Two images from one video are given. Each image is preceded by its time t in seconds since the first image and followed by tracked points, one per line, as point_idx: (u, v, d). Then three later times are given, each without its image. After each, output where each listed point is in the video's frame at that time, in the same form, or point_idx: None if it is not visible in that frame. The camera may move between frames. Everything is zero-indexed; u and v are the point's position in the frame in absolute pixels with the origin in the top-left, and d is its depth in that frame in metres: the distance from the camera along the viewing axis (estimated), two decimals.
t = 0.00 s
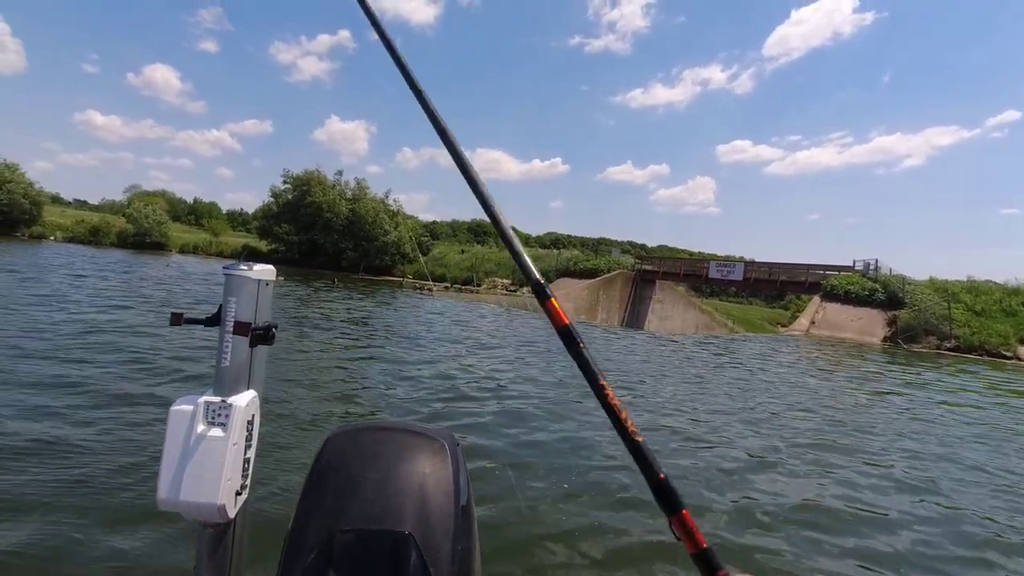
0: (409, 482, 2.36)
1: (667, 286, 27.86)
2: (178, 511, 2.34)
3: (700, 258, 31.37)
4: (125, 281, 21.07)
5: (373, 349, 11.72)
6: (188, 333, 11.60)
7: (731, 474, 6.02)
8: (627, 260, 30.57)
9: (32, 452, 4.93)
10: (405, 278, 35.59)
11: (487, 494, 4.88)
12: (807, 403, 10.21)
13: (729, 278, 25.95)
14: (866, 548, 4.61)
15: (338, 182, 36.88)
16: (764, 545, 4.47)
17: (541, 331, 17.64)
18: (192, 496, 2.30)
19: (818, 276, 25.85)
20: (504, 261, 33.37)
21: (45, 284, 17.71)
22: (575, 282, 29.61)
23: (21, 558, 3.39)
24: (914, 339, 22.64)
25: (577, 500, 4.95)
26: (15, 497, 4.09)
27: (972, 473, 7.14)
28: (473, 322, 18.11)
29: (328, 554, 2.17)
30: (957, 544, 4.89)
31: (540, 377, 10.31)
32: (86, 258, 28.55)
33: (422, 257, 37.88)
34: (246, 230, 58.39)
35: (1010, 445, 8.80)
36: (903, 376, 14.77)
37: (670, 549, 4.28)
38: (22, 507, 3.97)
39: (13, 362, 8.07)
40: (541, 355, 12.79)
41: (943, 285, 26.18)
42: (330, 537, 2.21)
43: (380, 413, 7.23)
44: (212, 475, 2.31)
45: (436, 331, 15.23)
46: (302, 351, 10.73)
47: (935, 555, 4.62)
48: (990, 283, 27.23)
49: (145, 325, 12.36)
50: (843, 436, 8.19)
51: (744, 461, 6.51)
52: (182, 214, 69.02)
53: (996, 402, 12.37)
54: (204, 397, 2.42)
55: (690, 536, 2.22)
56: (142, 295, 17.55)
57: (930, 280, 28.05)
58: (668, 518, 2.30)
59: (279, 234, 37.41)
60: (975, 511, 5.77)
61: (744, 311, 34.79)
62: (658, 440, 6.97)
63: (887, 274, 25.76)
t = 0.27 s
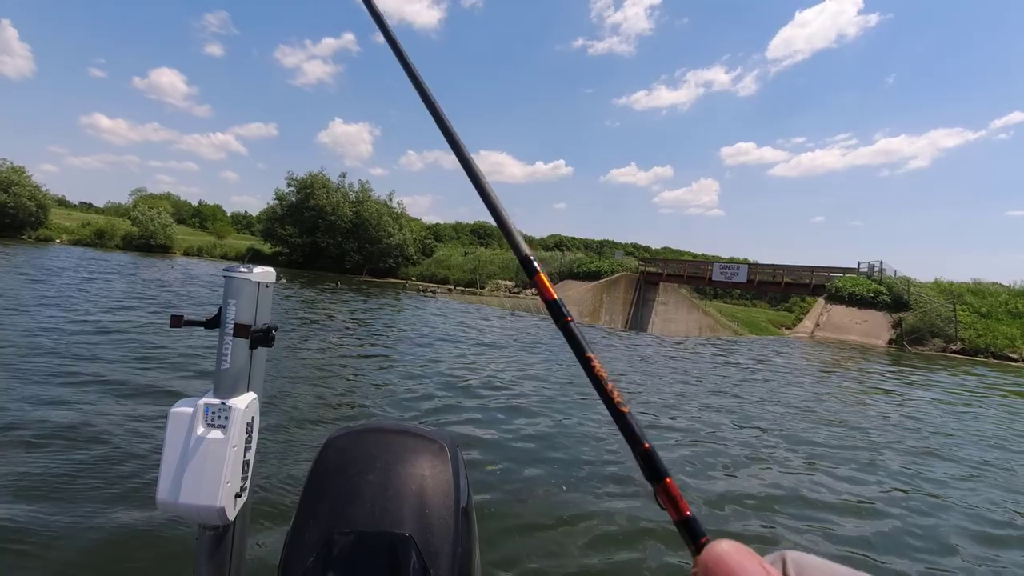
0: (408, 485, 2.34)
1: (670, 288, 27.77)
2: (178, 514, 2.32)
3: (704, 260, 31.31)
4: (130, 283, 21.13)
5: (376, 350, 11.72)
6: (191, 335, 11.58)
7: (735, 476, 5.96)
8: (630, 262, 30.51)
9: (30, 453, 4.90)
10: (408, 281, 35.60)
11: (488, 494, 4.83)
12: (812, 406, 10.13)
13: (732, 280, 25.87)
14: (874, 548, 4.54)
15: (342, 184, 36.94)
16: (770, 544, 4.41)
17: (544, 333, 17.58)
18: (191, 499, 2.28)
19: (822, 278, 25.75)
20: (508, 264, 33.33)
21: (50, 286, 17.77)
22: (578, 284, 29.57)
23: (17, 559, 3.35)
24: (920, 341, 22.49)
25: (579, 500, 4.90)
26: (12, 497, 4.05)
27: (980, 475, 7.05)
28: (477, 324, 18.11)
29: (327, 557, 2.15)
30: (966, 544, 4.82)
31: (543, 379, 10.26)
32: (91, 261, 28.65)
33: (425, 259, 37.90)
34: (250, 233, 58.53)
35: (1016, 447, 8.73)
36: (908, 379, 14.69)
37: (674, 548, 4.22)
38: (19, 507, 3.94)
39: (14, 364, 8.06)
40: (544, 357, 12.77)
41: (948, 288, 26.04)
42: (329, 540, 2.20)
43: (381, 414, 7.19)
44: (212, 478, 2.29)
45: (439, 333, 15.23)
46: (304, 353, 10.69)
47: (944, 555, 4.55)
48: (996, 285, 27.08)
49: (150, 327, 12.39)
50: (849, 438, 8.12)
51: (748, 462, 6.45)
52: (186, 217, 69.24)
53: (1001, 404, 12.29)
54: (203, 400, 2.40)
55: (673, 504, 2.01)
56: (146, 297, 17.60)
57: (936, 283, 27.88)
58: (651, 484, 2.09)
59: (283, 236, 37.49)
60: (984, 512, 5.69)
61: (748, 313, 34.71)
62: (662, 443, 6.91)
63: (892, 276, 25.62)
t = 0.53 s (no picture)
0: (409, 486, 2.34)
1: (675, 290, 27.71)
2: (179, 514, 2.32)
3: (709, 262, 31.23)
4: (136, 285, 21.21)
5: (380, 352, 11.72)
6: (196, 338, 11.60)
7: (740, 480, 5.93)
8: (635, 264, 30.45)
9: (33, 456, 4.90)
10: (412, 282, 35.62)
11: (492, 498, 4.81)
12: (818, 409, 10.08)
13: (738, 281, 25.79)
14: (879, 555, 4.51)
15: (347, 187, 36.99)
16: (774, 552, 4.38)
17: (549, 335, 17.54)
18: (192, 500, 2.28)
19: (828, 279, 25.63)
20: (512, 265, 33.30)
21: (56, 288, 17.85)
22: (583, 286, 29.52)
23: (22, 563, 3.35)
24: (926, 343, 22.35)
25: (583, 505, 4.87)
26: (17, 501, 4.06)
27: (988, 479, 7.00)
28: (481, 326, 18.11)
29: (326, 557, 2.14)
30: (974, 550, 4.78)
31: (548, 381, 10.23)
32: (97, 263, 28.78)
33: (430, 261, 37.93)
34: (256, 235, 58.68)
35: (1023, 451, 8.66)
36: (915, 381, 14.60)
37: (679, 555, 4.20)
38: (23, 511, 3.95)
39: (20, 367, 8.09)
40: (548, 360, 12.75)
41: (955, 289, 25.88)
42: (329, 541, 2.19)
43: (385, 418, 7.17)
44: (212, 479, 2.29)
45: (443, 335, 15.23)
46: (308, 355, 10.69)
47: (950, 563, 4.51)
48: (1004, 287, 26.90)
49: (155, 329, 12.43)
50: (855, 442, 8.06)
51: (753, 467, 6.41)
52: (193, 219, 69.50)
53: (1009, 407, 12.19)
54: (204, 401, 2.41)
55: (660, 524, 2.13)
56: (152, 299, 17.66)
57: (943, 284, 27.72)
58: (643, 513, 2.26)
59: (288, 238, 37.60)
60: (991, 517, 5.64)
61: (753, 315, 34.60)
62: (665, 446, 6.88)
63: (899, 278, 25.48)
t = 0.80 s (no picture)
0: (409, 485, 2.33)
1: (679, 290, 27.65)
2: (178, 513, 2.31)
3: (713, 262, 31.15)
4: (141, 285, 21.30)
5: (383, 352, 11.73)
6: (200, 337, 11.61)
7: (745, 481, 5.89)
8: (639, 265, 30.38)
9: (35, 451, 4.90)
10: (416, 283, 35.65)
11: (494, 497, 4.79)
12: (823, 410, 10.02)
13: (742, 282, 25.72)
14: (886, 558, 4.47)
15: (351, 187, 37.05)
16: (780, 553, 4.34)
17: (552, 336, 17.50)
18: (191, 498, 2.27)
19: (833, 280, 25.51)
20: (516, 266, 33.28)
21: (62, 288, 17.93)
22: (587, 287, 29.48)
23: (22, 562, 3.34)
24: (932, 344, 22.22)
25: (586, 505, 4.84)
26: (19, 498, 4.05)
27: (995, 480, 6.94)
28: (485, 327, 18.11)
29: (326, 556, 2.13)
30: (981, 550, 4.73)
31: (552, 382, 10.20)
32: (103, 263, 28.89)
33: (434, 262, 37.95)
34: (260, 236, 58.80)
35: None
36: (921, 383, 14.51)
37: (682, 556, 4.17)
38: (24, 505, 3.95)
39: (24, 365, 8.10)
40: (551, 360, 12.74)
41: (961, 290, 25.71)
42: (329, 540, 2.18)
43: (388, 417, 7.16)
44: (212, 478, 2.28)
45: (447, 335, 15.24)
46: (311, 354, 10.69)
47: (958, 565, 4.47)
48: (1011, 288, 26.71)
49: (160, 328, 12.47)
50: (861, 443, 8.01)
51: (758, 467, 6.37)
52: (198, 220, 69.74)
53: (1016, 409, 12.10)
54: (204, 400, 2.40)
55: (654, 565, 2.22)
56: (157, 299, 17.72)
57: (949, 284, 27.57)
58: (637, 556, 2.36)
59: (293, 239, 37.68)
60: (997, 519, 5.60)
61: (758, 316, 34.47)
62: (670, 447, 6.84)
63: (904, 279, 25.36)
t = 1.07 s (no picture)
0: (406, 481, 2.32)
1: (683, 289, 27.59)
2: (177, 511, 2.31)
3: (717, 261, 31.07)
4: (147, 284, 21.38)
5: (386, 350, 11.75)
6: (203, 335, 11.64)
7: (748, 482, 5.87)
8: (643, 263, 30.31)
9: (37, 449, 4.91)
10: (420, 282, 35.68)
11: (496, 497, 4.78)
12: (827, 410, 9.97)
13: (746, 281, 25.64)
14: (889, 561, 4.44)
15: (355, 186, 37.08)
16: (782, 556, 4.33)
17: (556, 335, 17.48)
18: (191, 496, 2.27)
19: (838, 279, 25.39)
20: (519, 265, 33.26)
21: (68, 287, 18.01)
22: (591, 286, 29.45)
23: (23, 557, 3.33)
24: (938, 343, 22.09)
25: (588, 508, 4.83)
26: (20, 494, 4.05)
27: (1001, 482, 6.89)
28: (488, 325, 18.11)
29: (325, 553, 2.13)
30: (982, 554, 4.73)
31: (554, 381, 10.19)
32: (109, 262, 29.01)
33: (437, 260, 37.96)
34: (265, 235, 58.92)
35: None
36: (926, 382, 14.45)
37: (684, 558, 4.15)
38: (28, 500, 3.98)
39: (28, 362, 8.12)
40: (554, 359, 12.76)
41: (968, 289, 25.57)
42: (328, 538, 2.18)
43: (390, 417, 7.15)
44: (212, 475, 2.28)
45: (450, 334, 15.24)
46: (314, 353, 10.70)
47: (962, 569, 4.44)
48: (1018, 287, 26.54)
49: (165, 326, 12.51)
50: (865, 443, 7.97)
51: (761, 468, 6.35)
52: (203, 220, 69.96)
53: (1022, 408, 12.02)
54: (203, 398, 2.39)
55: None
56: (163, 298, 17.79)
57: (955, 283, 27.40)
58: None
59: (297, 239, 37.76)
60: (1001, 520, 5.57)
61: (763, 315, 34.35)
62: (672, 447, 6.82)
63: (910, 277, 25.23)
